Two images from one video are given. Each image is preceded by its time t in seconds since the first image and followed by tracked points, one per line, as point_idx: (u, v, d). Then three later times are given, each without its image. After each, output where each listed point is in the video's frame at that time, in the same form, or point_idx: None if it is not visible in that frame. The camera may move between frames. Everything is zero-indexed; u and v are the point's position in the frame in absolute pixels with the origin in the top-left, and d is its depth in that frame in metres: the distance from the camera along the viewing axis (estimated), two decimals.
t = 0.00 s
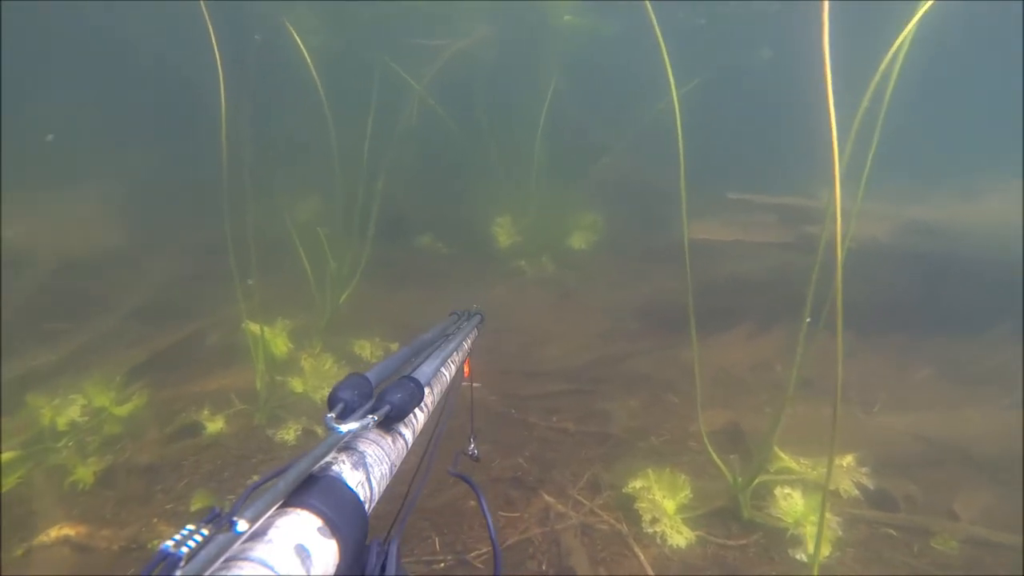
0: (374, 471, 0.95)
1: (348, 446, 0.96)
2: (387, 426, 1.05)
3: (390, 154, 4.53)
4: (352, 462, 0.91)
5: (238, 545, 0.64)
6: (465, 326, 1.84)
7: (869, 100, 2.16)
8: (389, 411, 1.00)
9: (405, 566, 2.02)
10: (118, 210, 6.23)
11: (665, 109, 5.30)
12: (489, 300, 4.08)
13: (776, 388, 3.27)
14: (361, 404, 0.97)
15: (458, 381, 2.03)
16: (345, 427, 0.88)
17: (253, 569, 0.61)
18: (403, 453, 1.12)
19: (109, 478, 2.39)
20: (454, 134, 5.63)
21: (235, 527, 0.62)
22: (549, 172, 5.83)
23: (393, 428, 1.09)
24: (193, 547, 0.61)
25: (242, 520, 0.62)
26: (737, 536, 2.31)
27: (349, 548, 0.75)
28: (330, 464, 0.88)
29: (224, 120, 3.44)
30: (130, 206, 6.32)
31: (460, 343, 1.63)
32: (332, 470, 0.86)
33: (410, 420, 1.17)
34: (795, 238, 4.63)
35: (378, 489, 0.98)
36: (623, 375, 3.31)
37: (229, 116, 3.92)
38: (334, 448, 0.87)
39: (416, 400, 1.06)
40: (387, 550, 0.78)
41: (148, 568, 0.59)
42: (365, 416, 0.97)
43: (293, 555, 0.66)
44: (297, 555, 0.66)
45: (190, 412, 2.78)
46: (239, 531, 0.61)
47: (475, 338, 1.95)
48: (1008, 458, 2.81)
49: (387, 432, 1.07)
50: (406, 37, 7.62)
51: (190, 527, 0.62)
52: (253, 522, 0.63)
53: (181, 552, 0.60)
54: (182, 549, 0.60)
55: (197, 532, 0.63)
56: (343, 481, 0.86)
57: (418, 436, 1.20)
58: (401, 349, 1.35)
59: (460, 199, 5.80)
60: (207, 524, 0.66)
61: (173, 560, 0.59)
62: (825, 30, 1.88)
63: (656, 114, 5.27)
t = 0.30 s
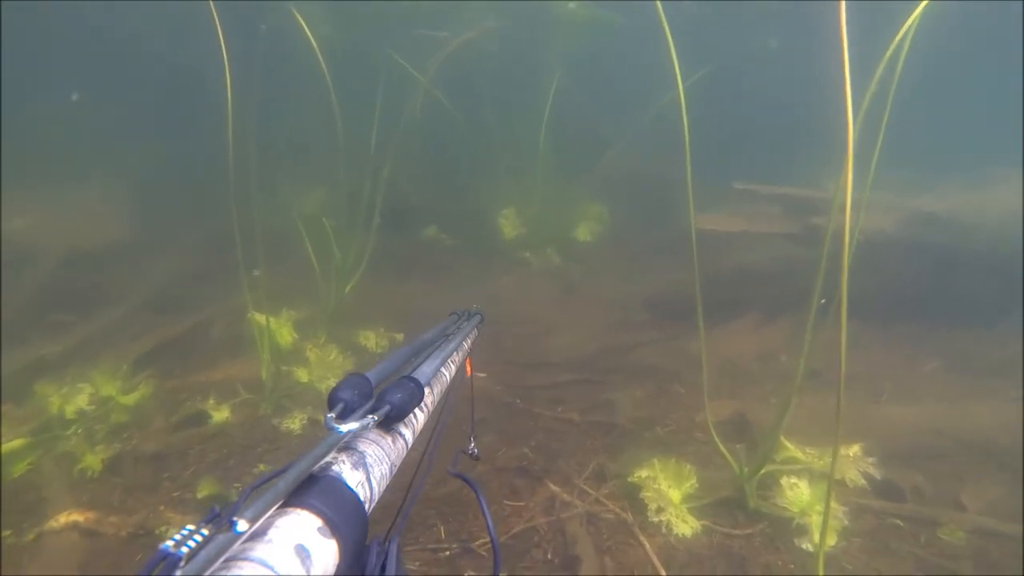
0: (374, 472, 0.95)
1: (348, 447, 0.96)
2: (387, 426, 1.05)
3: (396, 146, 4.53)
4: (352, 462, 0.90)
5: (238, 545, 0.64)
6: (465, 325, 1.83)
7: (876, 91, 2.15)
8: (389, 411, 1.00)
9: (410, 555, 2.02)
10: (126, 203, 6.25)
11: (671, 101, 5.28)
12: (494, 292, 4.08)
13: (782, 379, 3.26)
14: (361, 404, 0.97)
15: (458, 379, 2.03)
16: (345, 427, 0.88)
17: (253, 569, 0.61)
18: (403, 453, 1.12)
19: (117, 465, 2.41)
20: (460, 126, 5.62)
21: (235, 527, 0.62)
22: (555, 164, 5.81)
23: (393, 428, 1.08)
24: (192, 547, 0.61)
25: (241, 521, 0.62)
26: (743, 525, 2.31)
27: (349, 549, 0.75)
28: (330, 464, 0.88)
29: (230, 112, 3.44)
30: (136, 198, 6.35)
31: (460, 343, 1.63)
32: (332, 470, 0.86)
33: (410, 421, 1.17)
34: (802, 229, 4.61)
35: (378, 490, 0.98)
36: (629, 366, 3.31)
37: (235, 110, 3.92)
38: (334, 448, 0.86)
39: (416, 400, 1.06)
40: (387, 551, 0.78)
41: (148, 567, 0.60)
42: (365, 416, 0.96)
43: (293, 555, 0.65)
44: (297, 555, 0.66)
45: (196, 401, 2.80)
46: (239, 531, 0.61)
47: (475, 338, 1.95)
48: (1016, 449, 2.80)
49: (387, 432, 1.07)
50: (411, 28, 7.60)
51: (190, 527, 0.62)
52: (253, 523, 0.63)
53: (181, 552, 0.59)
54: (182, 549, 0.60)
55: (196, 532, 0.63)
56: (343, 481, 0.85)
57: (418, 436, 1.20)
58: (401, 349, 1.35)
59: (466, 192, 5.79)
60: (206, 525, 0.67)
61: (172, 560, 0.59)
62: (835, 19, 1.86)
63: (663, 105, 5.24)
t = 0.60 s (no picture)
0: (374, 471, 0.94)
1: (348, 447, 0.95)
2: (386, 426, 1.04)
3: (398, 136, 4.51)
4: (352, 462, 0.89)
5: (238, 545, 0.63)
6: (465, 326, 1.83)
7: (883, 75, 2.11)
8: (389, 411, 1.00)
9: (414, 541, 2.03)
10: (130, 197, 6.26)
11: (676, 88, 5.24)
12: (498, 282, 4.07)
13: (787, 365, 3.25)
14: (361, 404, 0.96)
15: (460, 374, 2.03)
16: (345, 427, 0.87)
17: (253, 569, 0.60)
18: (403, 453, 1.11)
19: (123, 455, 2.42)
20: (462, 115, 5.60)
21: (235, 527, 0.61)
22: (558, 153, 5.79)
23: (393, 428, 1.08)
24: (192, 547, 0.59)
25: (242, 520, 0.61)
26: (749, 510, 2.30)
27: (349, 549, 0.74)
28: (330, 464, 0.87)
29: (233, 104, 3.42)
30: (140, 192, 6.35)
31: (459, 343, 1.62)
32: (332, 470, 0.85)
33: (410, 421, 1.16)
34: (808, 215, 4.57)
35: (378, 490, 0.97)
36: (633, 353, 3.30)
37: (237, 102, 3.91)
38: (334, 448, 0.85)
39: (416, 401, 1.05)
40: (387, 551, 0.77)
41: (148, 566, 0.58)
42: (365, 416, 0.95)
43: (293, 555, 0.64)
44: (297, 555, 0.65)
45: (201, 392, 2.81)
46: (239, 531, 0.60)
47: (475, 339, 1.94)
48: None
49: (387, 432, 1.06)
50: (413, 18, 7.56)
51: (190, 527, 0.61)
52: (253, 523, 0.62)
53: (181, 552, 0.58)
54: (181, 549, 0.59)
55: (196, 532, 0.62)
56: (343, 481, 0.84)
57: (418, 437, 1.20)
58: (401, 349, 1.34)
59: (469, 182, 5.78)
60: (206, 526, 0.66)
61: (173, 560, 0.57)
62: None
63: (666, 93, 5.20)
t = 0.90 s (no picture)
0: (374, 471, 0.94)
1: (348, 446, 0.95)
2: (387, 426, 1.05)
3: (398, 131, 4.51)
4: (352, 462, 0.90)
5: (238, 545, 0.63)
6: (465, 325, 1.83)
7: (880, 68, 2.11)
8: (389, 411, 1.00)
9: (414, 535, 2.03)
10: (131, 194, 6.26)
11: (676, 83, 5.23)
12: (498, 277, 4.07)
13: (787, 361, 3.25)
14: (361, 403, 0.96)
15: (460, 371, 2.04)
16: (345, 427, 0.87)
17: (253, 569, 0.60)
18: (403, 453, 1.11)
19: (124, 450, 2.42)
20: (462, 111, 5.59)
21: (235, 527, 0.61)
22: (558, 148, 5.78)
23: (393, 428, 1.08)
24: (193, 547, 0.59)
25: (242, 520, 0.61)
26: (748, 504, 2.31)
27: (349, 549, 0.74)
28: (330, 464, 0.87)
29: (232, 98, 3.42)
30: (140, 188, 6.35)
31: (460, 343, 1.63)
32: (332, 470, 0.85)
33: (410, 421, 1.16)
34: (809, 209, 4.57)
35: (378, 490, 0.97)
36: (633, 349, 3.30)
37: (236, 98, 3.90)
38: (334, 448, 0.85)
39: (416, 400, 1.05)
40: (387, 551, 0.77)
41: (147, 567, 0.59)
42: (365, 416, 0.96)
43: (293, 555, 0.65)
44: (297, 555, 0.65)
45: (202, 387, 2.81)
46: (239, 531, 0.60)
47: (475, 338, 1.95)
48: None
49: (387, 432, 1.06)
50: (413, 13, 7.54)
51: (190, 527, 0.61)
52: (253, 522, 0.62)
53: (181, 552, 0.58)
54: (182, 549, 0.59)
55: (197, 532, 0.62)
56: (343, 481, 0.85)
57: (418, 436, 1.20)
58: (401, 349, 1.34)
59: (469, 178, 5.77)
60: (206, 524, 0.65)
61: (173, 560, 0.57)
62: None
63: (666, 87, 5.20)
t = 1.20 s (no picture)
0: (374, 471, 0.96)
1: (348, 447, 0.96)
2: (387, 426, 1.06)
3: (394, 133, 4.52)
4: (352, 462, 0.91)
5: (238, 546, 0.64)
6: (465, 326, 1.85)
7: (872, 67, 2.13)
8: (389, 411, 1.01)
9: (413, 535, 2.05)
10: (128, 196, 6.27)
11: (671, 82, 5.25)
12: (495, 278, 4.08)
13: (782, 358, 3.27)
14: (361, 404, 0.98)
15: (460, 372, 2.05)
16: (345, 427, 0.89)
17: (253, 569, 0.61)
18: (403, 452, 1.13)
19: (122, 453, 2.43)
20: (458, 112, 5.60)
21: (235, 527, 0.62)
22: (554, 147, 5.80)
23: (393, 428, 1.09)
24: (193, 547, 0.60)
25: (242, 520, 0.62)
26: (744, 501, 2.33)
27: (349, 549, 0.76)
28: (330, 464, 0.88)
29: (229, 101, 3.42)
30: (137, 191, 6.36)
31: (460, 343, 1.64)
32: (332, 470, 0.87)
33: (410, 421, 1.18)
34: (804, 207, 4.58)
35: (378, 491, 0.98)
36: (630, 348, 3.32)
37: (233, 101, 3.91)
38: (334, 448, 0.87)
39: (417, 400, 1.07)
40: (387, 551, 0.78)
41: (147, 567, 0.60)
42: (365, 416, 0.97)
43: (293, 555, 0.66)
44: (297, 555, 0.66)
45: (200, 390, 2.82)
46: (239, 531, 0.61)
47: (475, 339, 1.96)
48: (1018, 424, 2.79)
49: (387, 432, 1.08)
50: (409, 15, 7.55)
51: (190, 527, 0.62)
52: (253, 523, 0.63)
53: (181, 552, 0.59)
54: (182, 549, 0.60)
55: (197, 532, 0.63)
56: (343, 481, 0.86)
57: (418, 436, 1.21)
58: (401, 349, 1.35)
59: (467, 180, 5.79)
60: (207, 525, 0.66)
61: (173, 560, 0.59)
62: None
63: (662, 86, 5.21)
